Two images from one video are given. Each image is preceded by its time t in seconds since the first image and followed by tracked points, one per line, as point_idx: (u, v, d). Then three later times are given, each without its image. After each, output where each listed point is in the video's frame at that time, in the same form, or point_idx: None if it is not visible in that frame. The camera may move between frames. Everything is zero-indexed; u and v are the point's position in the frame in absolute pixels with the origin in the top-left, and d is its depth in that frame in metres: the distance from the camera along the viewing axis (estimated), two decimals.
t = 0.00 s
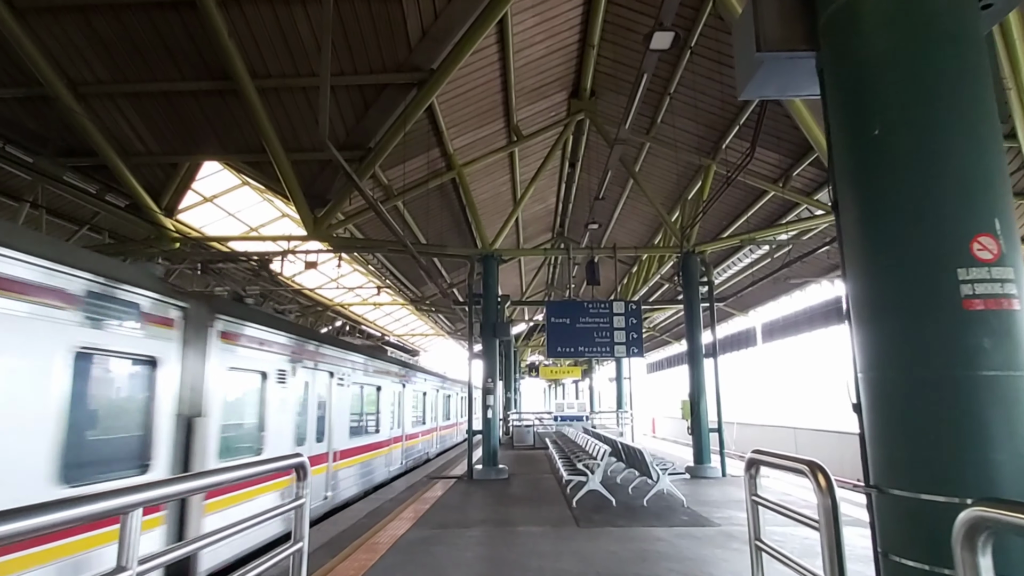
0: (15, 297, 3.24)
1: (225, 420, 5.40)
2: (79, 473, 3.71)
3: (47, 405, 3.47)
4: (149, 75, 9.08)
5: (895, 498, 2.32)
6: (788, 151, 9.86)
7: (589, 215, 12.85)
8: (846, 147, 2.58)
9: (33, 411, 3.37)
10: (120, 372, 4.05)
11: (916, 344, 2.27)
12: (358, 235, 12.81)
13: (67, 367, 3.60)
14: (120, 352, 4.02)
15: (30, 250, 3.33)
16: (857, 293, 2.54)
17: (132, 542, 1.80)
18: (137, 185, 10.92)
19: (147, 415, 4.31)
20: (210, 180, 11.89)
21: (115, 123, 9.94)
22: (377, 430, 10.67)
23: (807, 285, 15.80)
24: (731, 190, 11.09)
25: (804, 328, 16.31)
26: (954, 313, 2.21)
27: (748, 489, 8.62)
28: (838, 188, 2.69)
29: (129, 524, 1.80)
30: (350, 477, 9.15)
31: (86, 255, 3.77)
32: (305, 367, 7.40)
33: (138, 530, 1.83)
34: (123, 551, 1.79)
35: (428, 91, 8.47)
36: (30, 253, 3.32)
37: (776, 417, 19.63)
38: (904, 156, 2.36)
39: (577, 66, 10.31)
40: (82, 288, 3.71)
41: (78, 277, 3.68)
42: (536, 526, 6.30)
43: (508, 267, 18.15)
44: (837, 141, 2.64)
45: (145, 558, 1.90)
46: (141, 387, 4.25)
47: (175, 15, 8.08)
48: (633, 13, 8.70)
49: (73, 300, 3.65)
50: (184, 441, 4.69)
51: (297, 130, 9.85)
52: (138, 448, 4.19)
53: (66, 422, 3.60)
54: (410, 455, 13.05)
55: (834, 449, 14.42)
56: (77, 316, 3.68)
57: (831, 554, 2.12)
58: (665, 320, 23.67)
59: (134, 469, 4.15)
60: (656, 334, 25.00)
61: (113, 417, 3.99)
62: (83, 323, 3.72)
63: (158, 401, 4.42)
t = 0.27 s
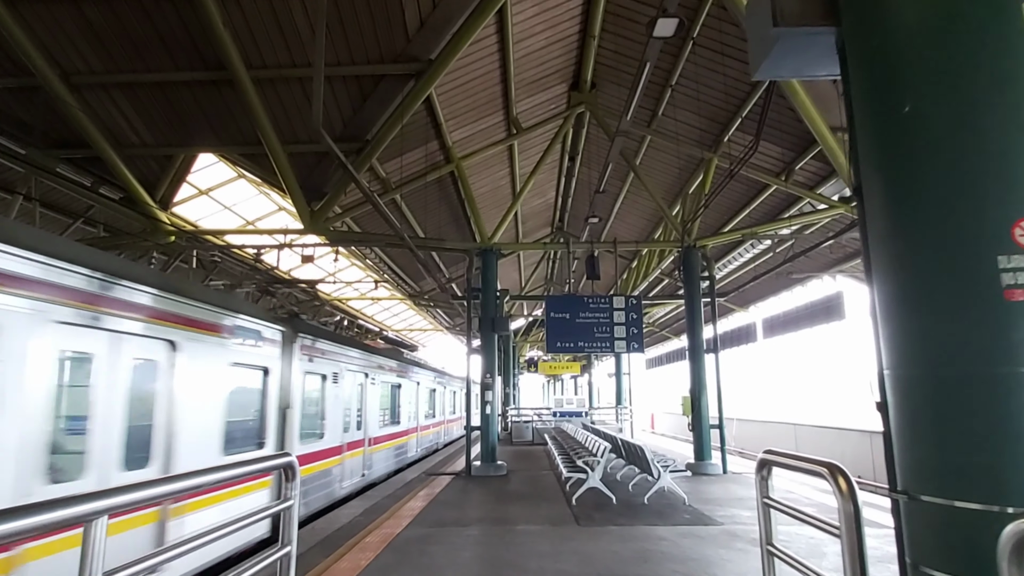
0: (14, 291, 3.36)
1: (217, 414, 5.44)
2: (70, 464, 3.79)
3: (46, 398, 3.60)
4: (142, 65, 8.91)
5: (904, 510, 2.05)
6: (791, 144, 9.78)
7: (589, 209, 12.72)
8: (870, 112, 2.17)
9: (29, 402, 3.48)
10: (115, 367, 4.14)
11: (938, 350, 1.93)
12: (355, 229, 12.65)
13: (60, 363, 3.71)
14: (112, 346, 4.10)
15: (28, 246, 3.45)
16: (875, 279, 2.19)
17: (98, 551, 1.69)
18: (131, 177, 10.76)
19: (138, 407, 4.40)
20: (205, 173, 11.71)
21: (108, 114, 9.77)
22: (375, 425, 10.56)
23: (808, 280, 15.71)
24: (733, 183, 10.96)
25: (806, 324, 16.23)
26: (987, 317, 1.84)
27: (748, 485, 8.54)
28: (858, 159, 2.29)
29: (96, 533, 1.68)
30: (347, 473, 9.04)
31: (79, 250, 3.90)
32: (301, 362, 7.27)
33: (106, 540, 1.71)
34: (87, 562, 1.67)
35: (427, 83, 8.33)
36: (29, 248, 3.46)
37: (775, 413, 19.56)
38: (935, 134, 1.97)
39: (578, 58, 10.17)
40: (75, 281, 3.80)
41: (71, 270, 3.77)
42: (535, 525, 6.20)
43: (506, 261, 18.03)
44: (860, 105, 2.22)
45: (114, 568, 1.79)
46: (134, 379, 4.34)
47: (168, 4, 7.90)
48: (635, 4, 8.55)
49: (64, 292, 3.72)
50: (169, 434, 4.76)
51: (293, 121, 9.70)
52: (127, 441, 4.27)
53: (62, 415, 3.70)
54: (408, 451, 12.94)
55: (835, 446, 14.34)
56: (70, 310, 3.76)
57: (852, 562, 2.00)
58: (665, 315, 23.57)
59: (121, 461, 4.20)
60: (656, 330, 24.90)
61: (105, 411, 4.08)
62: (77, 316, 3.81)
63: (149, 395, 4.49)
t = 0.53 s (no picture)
0: (19, 285, 3.39)
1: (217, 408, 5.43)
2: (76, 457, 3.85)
3: (51, 391, 3.66)
4: (135, 55, 8.73)
5: (937, 509, 1.82)
6: (795, 136, 9.69)
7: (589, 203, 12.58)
8: (897, 69, 1.94)
9: (32, 393, 3.54)
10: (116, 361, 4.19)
11: (967, 335, 1.68)
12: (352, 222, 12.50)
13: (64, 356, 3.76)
14: (113, 341, 4.14)
15: (28, 240, 3.47)
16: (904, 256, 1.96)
17: (55, 558, 1.54)
18: (125, 169, 10.57)
19: (139, 400, 4.43)
20: (199, 165, 11.54)
21: (100, 105, 9.59)
22: (371, 420, 10.43)
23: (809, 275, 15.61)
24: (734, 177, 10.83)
25: (806, 320, 16.13)
26: None
27: (749, 482, 8.44)
28: (887, 123, 2.06)
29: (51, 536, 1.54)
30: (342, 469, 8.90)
31: (79, 245, 3.91)
32: (296, 357, 7.13)
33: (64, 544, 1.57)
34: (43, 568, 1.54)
35: (424, 72, 8.18)
36: (29, 243, 3.47)
37: (775, 409, 19.48)
38: (964, 97, 1.70)
39: (578, 49, 10.02)
40: (76, 275, 3.83)
41: (72, 264, 3.80)
42: (534, 522, 6.08)
43: (505, 256, 17.90)
44: (886, 63, 1.99)
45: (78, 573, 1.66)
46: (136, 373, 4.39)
47: None
48: None
49: (64, 286, 3.73)
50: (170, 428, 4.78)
51: (289, 113, 9.56)
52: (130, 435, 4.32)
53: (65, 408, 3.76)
54: (406, 446, 12.80)
55: (834, 442, 14.25)
56: (71, 304, 3.79)
57: (876, 568, 1.89)
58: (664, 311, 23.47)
59: (122, 455, 4.23)
60: (656, 326, 24.81)
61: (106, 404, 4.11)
62: (78, 310, 3.84)
63: (149, 389, 4.51)
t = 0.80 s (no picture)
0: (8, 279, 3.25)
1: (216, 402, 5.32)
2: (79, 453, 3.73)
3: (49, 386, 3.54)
4: (127, 43, 8.54)
5: (975, 511, 1.56)
6: (799, 129, 9.61)
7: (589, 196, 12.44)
8: (927, 11, 1.71)
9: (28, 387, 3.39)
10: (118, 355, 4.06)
11: (1016, 315, 1.44)
12: (349, 215, 12.35)
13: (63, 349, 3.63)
14: (111, 334, 4.01)
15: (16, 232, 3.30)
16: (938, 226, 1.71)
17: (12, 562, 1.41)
18: (118, 160, 10.39)
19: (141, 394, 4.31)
20: (194, 157, 11.36)
21: (93, 94, 9.41)
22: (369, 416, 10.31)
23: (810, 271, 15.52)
24: (737, 170, 10.70)
25: (806, 316, 16.05)
26: None
27: (751, 479, 8.34)
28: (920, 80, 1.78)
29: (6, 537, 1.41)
30: (338, 465, 8.77)
31: (70, 236, 3.74)
32: (292, 352, 7.00)
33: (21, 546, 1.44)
34: None
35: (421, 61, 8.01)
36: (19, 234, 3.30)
37: (774, 405, 19.41)
38: None
39: (579, 39, 9.86)
40: (69, 267, 3.67)
41: (63, 257, 3.63)
42: (534, 519, 5.96)
43: (504, 251, 17.78)
44: (914, 5, 1.76)
45: None
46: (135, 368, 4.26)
47: None
48: None
49: (56, 279, 3.58)
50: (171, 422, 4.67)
51: (284, 104, 9.40)
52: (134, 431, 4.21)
53: (68, 402, 3.64)
54: (403, 443, 12.66)
55: (835, 438, 14.17)
56: (62, 297, 3.62)
57: (905, 569, 1.77)
58: (663, 307, 23.38)
59: (125, 451, 4.12)
60: (655, 322, 24.72)
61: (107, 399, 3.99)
62: (72, 304, 3.69)
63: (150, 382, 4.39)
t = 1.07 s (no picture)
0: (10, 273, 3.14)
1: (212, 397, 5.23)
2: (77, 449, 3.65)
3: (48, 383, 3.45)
4: (119, 32, 8.37)
5: None
6: (803, 120, 9.50)
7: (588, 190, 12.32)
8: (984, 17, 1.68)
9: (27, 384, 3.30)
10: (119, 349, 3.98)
11: None
12: (346, 209, 12.20)
13: (60, 345, 3.52)
14: (111, 329, 3.91)
15: (12, 224, 3.17)
16: (979, 186, 1.77)
17: None
18: (111, 152, 10.21)
19: (138, 389, 4.23)
20: (189, 149, 11.19)
21: (84, 84, 9.23)
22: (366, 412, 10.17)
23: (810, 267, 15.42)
24: (738, 163, 10.57)
25: (806, 311, 15.95)
26: None
27: (752, 475, 8.23)
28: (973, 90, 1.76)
29: None
30: (336, 462, 8.62)
31: (66, 228, 3.62)
32: (288, 345, 6.88)
33: None
34: None
35: (419, 50, 7.87)
36: (15, 225, 3.18)
37: (773, 401, 19.33)
38: None
39: (579, 30, 9.73)
40: (65, 260, 3.56)
41: (60, 249, 3.51)
42: (533, 516, 5.84)
43: (502, 246, 17.66)
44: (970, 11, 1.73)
45: None
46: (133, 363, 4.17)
47: None
48: None
49: (52, 272, 3.47)
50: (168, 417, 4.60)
51: (279, 94, 9.26)
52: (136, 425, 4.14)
53: (64, 398, 3.54)
54: (400, 438, 12.53)
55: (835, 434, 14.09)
56: (58, 290, 3.51)
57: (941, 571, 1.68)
58: (661, 303, 23.28)
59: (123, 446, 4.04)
60: (654, 318, 24.63)
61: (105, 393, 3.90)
62: (69, 297, 3.58)
63: (146, 377, 4.30)
